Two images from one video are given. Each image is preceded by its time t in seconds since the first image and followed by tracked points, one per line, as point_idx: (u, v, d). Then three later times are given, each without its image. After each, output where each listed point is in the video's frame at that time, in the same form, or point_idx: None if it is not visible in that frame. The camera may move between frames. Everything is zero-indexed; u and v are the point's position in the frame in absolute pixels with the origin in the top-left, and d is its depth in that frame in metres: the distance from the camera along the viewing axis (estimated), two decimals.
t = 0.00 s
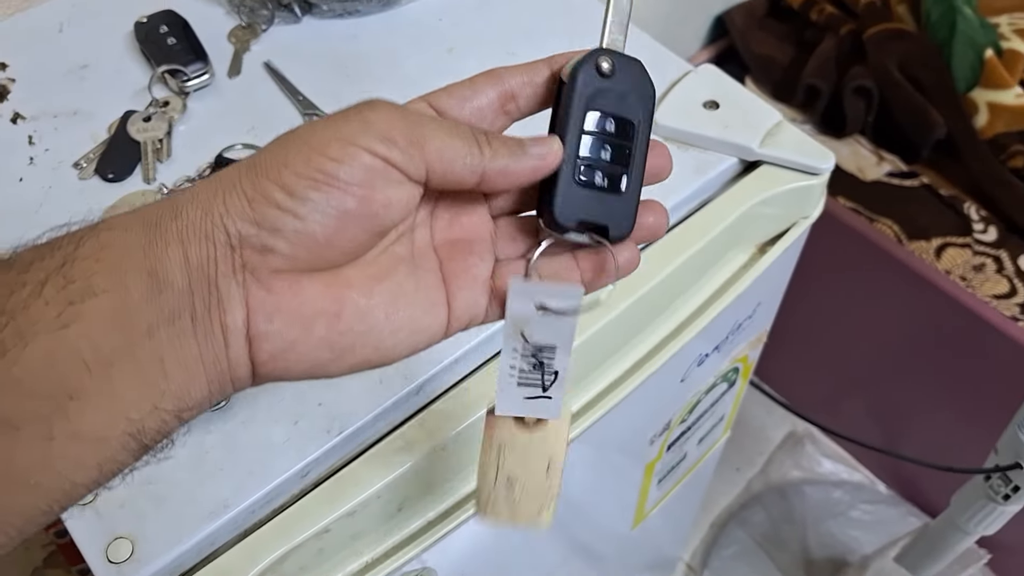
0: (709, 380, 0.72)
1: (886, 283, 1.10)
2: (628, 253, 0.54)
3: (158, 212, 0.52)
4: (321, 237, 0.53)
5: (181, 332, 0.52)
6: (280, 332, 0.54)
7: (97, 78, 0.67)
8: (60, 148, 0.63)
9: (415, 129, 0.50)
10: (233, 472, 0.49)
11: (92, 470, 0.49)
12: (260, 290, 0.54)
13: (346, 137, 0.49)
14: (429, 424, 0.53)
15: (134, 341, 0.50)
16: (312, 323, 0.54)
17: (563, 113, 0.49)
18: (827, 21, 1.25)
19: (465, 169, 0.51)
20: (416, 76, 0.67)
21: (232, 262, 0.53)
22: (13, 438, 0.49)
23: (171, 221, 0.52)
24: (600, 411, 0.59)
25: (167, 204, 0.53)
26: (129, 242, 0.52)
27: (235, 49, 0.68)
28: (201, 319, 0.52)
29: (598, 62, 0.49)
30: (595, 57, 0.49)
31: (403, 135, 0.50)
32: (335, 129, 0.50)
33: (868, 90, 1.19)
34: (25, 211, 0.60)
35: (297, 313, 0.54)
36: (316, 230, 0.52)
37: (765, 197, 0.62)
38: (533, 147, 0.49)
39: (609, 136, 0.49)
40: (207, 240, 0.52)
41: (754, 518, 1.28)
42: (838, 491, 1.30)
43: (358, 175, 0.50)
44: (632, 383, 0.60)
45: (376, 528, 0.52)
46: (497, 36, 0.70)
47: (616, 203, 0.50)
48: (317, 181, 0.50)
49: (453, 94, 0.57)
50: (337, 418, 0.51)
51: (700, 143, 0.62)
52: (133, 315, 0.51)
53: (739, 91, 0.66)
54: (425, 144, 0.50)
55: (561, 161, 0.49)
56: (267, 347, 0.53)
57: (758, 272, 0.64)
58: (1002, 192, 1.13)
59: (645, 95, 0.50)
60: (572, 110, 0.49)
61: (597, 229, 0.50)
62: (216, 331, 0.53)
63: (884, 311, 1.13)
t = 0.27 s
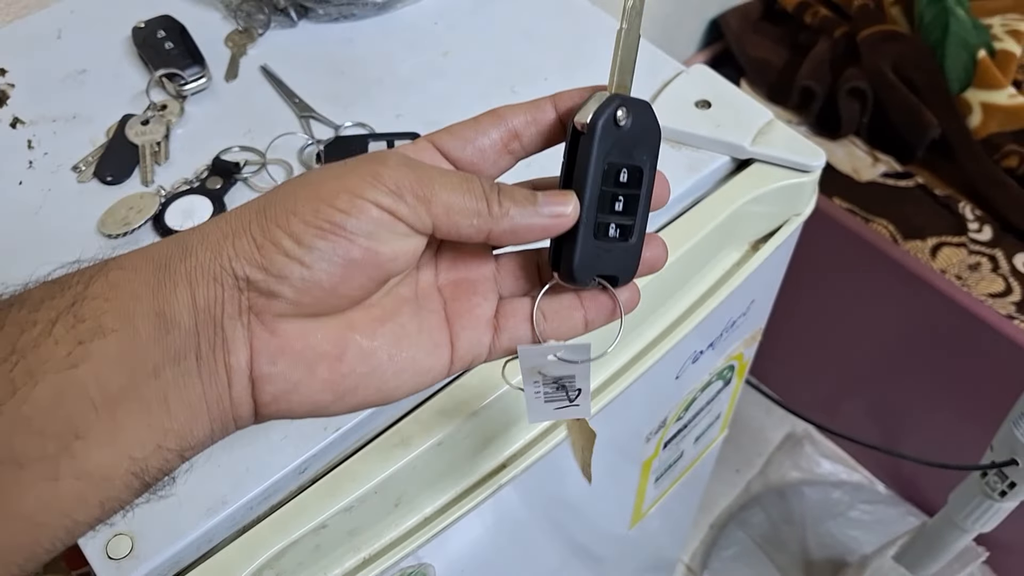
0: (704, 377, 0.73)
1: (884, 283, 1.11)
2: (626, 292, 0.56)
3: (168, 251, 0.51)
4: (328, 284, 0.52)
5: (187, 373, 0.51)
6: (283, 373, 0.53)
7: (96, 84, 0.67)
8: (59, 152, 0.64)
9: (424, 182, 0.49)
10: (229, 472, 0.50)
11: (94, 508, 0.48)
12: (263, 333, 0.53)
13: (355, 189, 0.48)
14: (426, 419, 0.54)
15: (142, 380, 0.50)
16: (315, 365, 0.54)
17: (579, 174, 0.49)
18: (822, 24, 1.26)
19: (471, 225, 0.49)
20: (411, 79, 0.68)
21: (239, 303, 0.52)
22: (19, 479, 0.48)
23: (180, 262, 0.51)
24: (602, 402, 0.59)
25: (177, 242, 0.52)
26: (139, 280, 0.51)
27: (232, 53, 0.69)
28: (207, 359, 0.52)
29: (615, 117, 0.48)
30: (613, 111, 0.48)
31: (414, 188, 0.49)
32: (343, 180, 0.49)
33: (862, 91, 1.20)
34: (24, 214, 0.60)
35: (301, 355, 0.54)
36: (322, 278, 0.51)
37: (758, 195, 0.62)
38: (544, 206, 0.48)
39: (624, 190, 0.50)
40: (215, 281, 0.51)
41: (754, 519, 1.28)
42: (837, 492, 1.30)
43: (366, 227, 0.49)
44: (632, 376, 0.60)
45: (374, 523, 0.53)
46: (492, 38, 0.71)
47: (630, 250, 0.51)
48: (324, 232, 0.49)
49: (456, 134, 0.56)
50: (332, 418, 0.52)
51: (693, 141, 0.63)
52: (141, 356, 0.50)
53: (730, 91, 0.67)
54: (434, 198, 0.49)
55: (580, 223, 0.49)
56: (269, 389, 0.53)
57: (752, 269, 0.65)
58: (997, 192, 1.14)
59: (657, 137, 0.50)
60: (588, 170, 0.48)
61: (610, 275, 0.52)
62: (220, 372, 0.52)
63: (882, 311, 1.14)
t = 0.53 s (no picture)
0: (699, 373, 0.73)
1: (878, 281, 1.11)
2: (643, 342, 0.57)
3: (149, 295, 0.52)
4: (314, 328, 0.52)
5: (168, 419, 0.52)
6: (268, 422, 0.54)
7: (92, 87, 0.68)
8: (56, 153, 0.64)
9: (418, 216, 0.49)
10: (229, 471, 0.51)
11: (71, 553, 0.48)
12: (247, 378, 0.54)
13: (341, 229, 0.49)
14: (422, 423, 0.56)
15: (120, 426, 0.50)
16: (303, 414, 0.54)
17: (589, 201, 0.50)
18: (815, 24, 1.27)
19: (468, 261, 0.50)
20: (404, 79, 0.68)
21: (221, 348, 0.53)
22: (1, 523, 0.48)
23: (162, 306, 0.52)
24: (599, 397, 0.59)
25: (162, 281, 0.52)
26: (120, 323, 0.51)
27: (227, 55, 0.69)
28: (186, 405, 0.52)
29: (627, 142, 0.50)
30: (627, 138, 0.50)
31: (403, 225, 0.49)
32: (329, 220, 0.49)
33: (856, 91, 1.21)
34: (22, 215, 0.61)
35: (285, 403, 0.54)
36: (307, 324, 0.52)
37: (750, 190, 0.63)
38: (548, 237, 0.48)
39: (638, 220, 0.51)
40: (198, 325, 0.52)
41: (753, 518, 1.27)
42: (835, 490, 1.30)
43: (354, 267, 0.50)
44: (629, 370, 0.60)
45: (370, 518, 0.52)
46: (485, 38, 0.71)
47: (645, 287, 0.52)
48: (308, 274, 0.50)
49: (473, 167, 0.58)
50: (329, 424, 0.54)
51: (685, 138, 0.64)
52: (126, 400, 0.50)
53: (722, 87, 0.67)
54: (426, 233, 0.49)
55: (591, 250, 0.50)
56: (253, 436, 0.53)
57: (745, 264, 0.65)
58: (991, 190, 1.14)
59: (675, 170, 0.52)
60: (599, 194, 0.50)
61: (627, 314, 0.52)
62: (202, 419, 0.52)
63: (876, 309, 1.14)
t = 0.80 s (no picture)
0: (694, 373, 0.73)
1: (873, 280, 1.11)
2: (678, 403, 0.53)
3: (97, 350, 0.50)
4: (268, 378, 0.49)
5: (112, 485, 0.49)
6: (220, 486, 0.51)
7: (85, 91, 0.68)
8: (50, 158, 0.64)
9: (383, 249, 0.48)
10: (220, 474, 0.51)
11: None
12: (198, 439, 0.51)
13: (296, 261, 0.47)
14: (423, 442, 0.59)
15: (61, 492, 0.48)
16: (259, 476, 0.51)
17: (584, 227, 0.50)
18: (809, 25, 1.28)
19: (446, 290, 0.50)
20: (397, 80, 0.68)
21: (169, 407, 0.50)
22: None
23: (111, 360, 0.50)
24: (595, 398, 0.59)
25: (115, 330, 0.51)
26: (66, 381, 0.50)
27: (220, 58, 0.69)
28: (132, 468, 0.50)
29: (630, 170, 0.50)
30: (633, 169, 0.50)
31: (369, 256, 0.48)
32: (285, 257, 0.48)
33: (850, 91, 1.21)
34: (16, 219, 0.61)
35: (240, 466, 0.51)
36: (258, 376, 0.49)
37: (743, 188, 0.63)
38: (535, 268, 0.49)
39: (640, 252, 0.49)
40: (145, 378, 0.50)
41: (751, 519, 1.27)
42: (833, 491, 1.29)
43: (306, 306, 0.48)
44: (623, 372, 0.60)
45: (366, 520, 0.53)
46: (478, 39, 0.71)
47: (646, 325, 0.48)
48: (259, 315, 0.48)
49: (486, 200, 0.56)
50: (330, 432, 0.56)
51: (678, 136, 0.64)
52: (64, 461, 0.48)
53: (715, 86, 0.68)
54: (396, 264, 0.48)
55: (580, 275, 0.49)
56: (205, 504, 0.50)
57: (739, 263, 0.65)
58: (985, 189, 1.14)
59: (692, 205, 0.49)
60: (596, 220, 0.50)
61: (629, 354, 0.48)
62: (150, 485, 0.50)
63: (872, 309, 1.14)
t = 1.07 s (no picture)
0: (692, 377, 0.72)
1: (872, 283, 1.11)
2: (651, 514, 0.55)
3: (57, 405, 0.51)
4: (226, 450, 0.49)
5: (65, 547, 0.50)
6: (173, 552, 0.51)
7: (77, 96, 0.67)
8: (41, 163, 0.63)
9: (349, 324, 0.48)
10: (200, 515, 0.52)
11: None
12: (153, 502, 0.51)
13: (260, 334, 0.47)
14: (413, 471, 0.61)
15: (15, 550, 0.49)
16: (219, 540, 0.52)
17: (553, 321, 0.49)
18: (805, 26, 1.26)
19: (416, 368, 0.49)
20: (390, 83, 0.68)
21: (125, 468, 0.50)
22: None
23: (70, 415, 0.50)
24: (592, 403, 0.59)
25: (77, 385, 0.51)
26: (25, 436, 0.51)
27: (212, 62, 0.69)
28: (86, 527, 0.50)
29: (598, 258, 0.49)
30: (602, 257, 0.49)
31: (335, 330, 0.48)
32: (246, 328, 0.47)
33: (847, 92, 1.21)
34: (7, 225, 0.60)
35: (193, 532, 0.51)
36: (214, 446, 0.49)
37: (740, 190, 0.63)
38: (511, 357, 0.49)
39: (609, 345, 0.48)
40: (101, 438, 0.50)
41: (751, 524, 1.26)
42: (833, 494, 1.29)
43: (271, 381, 0.48)
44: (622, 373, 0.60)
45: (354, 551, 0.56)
46: (471, 41, 0.71)
47: (616, 424, 0.47)
48: (221, 387, 0.47)
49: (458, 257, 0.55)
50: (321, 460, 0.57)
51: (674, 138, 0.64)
52: (19, 522, 0.49)
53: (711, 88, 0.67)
54: (364, 337, 0.48)
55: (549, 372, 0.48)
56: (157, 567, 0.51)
57: (737, 265, 0.65)
58: (984, 190, 1.13)
59: (662, 293, 0.48)
60: (565, 312, 0.49)
61: (597, 453, 0.47)
62: (106, 543, 0.50)
63: (871, 311, 1.13)
